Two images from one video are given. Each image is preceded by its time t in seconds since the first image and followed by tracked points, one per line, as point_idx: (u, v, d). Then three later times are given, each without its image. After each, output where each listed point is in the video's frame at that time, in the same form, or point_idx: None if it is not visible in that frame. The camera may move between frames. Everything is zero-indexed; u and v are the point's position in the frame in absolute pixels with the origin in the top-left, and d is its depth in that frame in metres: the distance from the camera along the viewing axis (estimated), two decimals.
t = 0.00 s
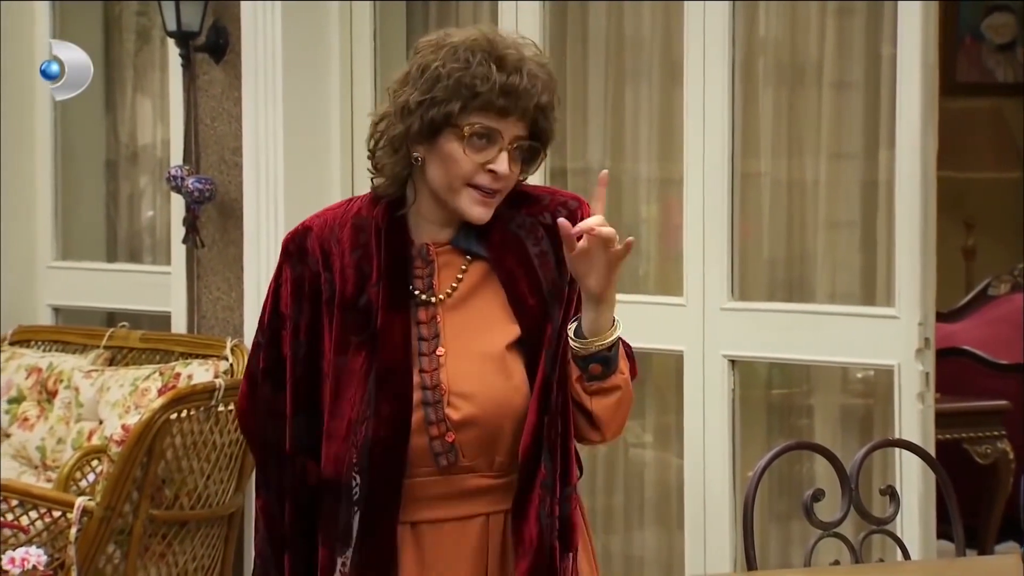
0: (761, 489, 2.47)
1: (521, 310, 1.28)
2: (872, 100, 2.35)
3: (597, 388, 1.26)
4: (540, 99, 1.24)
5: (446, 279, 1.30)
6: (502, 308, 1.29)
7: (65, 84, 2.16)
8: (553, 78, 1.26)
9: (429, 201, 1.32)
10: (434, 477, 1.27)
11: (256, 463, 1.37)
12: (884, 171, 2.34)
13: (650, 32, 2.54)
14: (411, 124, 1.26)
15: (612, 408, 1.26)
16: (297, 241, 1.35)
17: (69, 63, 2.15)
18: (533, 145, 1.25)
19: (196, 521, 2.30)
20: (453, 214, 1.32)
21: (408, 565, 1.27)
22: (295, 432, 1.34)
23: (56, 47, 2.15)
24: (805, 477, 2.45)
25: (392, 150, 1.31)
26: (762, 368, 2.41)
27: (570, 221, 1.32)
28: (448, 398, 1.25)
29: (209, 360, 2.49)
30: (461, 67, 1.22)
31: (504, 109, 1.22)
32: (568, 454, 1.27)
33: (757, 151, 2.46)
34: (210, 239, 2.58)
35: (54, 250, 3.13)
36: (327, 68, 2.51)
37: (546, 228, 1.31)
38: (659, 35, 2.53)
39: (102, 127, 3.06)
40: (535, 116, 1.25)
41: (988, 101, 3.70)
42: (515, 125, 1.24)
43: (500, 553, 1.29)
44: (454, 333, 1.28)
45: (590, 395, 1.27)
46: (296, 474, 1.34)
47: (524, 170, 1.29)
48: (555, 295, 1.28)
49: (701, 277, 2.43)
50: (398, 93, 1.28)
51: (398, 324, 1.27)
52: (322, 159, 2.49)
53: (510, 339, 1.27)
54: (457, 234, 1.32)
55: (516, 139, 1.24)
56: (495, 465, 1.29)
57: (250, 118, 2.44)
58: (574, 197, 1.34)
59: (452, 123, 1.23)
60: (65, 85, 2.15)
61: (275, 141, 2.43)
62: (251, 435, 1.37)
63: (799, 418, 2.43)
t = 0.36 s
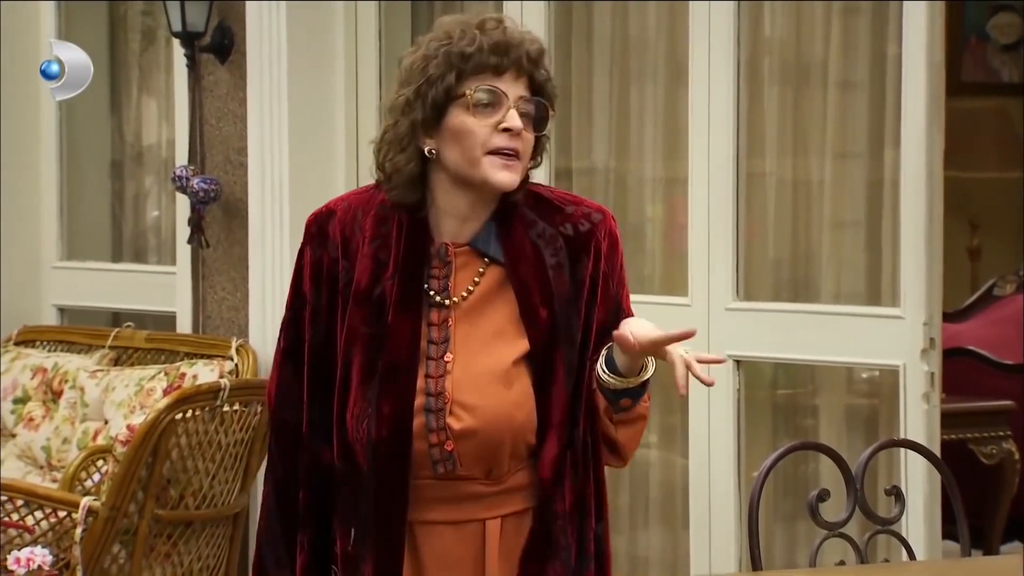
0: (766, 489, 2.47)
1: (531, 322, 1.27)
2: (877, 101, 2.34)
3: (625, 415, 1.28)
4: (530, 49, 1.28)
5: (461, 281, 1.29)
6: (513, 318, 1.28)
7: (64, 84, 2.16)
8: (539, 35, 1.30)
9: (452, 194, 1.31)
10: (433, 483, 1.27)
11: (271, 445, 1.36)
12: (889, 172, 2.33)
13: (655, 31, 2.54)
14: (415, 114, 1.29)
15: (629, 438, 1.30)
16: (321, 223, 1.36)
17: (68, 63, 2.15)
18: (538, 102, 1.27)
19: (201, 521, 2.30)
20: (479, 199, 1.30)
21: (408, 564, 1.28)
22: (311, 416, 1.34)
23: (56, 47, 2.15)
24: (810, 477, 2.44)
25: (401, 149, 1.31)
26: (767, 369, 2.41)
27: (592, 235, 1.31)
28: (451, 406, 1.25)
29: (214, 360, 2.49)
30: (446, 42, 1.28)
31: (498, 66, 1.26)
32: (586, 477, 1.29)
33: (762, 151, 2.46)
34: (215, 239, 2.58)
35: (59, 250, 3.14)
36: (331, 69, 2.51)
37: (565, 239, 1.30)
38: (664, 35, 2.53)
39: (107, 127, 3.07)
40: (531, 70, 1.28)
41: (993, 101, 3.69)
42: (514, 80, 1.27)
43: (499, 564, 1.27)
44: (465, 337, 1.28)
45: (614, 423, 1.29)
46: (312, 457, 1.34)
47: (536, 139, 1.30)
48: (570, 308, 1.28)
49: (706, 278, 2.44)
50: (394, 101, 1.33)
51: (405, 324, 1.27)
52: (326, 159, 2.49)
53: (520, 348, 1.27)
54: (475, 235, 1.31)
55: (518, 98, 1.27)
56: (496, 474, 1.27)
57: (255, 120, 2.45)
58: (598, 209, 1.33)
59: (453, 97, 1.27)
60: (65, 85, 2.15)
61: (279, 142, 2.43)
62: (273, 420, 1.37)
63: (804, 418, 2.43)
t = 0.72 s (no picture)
0: (764, 489, 2.47)
1: (539, 319, 1.21)
2: (876, 101, 2.34)
3: (609, 423, 1.22)
4: (559, 46, 1.21)
5: (474, 276, 1.23)
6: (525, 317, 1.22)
7: (67, 83, 2.16)
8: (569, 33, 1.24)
9: (466, 185, 1.24)
10: (437, 479, 1.21)
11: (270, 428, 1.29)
12: (887, 172, 2.33)
13: (654, 32, 2.54)
14: (436, 101, 1.22)
15: (620, 445, 1.24)
16: (332, 203, 1.29)
17: (69, 63, 2.15)
18: (561, 99, 1.21)
19: (200, 521, 2.29)
20: (494, 193, 1.24)
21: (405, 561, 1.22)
22: (314, 401, 1.27)
23: (56, 47, 2.15)
24: (809, 477, 2.44)
25: (421, 135, 1.25)
26: (766, 369, 2.41)
27: (603, 228, 1.25)
28: (460, 407, 1.20)
29: (212, 360, 2.49)
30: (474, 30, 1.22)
31: (524, 60, 1.20)
32: (580, 477, 1.22)
33: (761, 150, 2.46)
34: (213, 239, 2.58)
35: (58, 250, 3.13)
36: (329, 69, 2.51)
37: (577, 232, 1.25)
38: (662, 35, 2.52)
39: (106, 127, 3.06)
40: (558, 68, 1.21)
41: (992, 101, 3.69)
42: (540, 76, 1.21)
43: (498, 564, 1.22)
44: (476, 334, 1.22)
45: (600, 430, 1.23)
46: (314, 444, 1.28)
47: (557, 136, 1.24)
48: (576, 305, 1.23)
49: (704, 277, 2.44)
50: (417, 82, 1.25)
51: (418, 317, 1.21)
52: (325, 159, 2.49)
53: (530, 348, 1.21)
54: (489, 228, 1.24)
55: (541, 94, 1.20)
56: (501, 474, 1.22)
57: (253, 120, 2.45)
58: (610, 200, 1.27)
59: (476, 88, 1.20)
60: (65, 85, 2.15)
61: (276, 142, 2.43)
62: (266, 403, 1.30)
63: (803, 418, 2.43)
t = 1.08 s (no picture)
0: (762, 489, 2.47)
1: (534, 347, 1.20)
2: (874, 101, 2.35)
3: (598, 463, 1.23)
4: (579, 76, 1.19)
5: (474, 299, 1.23)
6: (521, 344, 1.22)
7: (67, 83, 2.16)
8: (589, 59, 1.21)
9: (475, 209, 1.22)
10: (424, 496, 1.22)
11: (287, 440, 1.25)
12: (886, 171, 2.33)
13: (652, 32, 2.54)
14: (452, 124, 1.19)
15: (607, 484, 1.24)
16: (338, 208, 1.26)
17: (69, 63, 2.15)
18: (578, 128, 1.19)
19: (198, 521, 2.29)
20: (502, 218, 1.22)
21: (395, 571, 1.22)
22: (314, 410, 1.24)
23: (56, 47, 2.15)
24: (806, 478, 2.44)
25: (434, 156, 1.22)
26: (765, 369, 2.41)
27: (609, 265, 1.24)
28: (451, 429, 1.19)
29: (211, 360, 2.49)
30: (494, 54, 1.18)
31: (544, 89, 1.17)
32: (566, 502, 1.23)
33: (759, 150, 2.46)
34: (211, 239, 2.58)
35: (56, 250, 3.13)
36: (327, 69, 2.51)
37: (582, 267, 1.24)
38: (660, 35, 2.53)
39: (104, 127, 3.06)
40: (577, 97, 1.19)
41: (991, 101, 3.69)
42: (558, 105, 1.18)
43: None
44: (473, 357, 1.21)
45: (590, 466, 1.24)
46: (312, 454, 1.24)
47: (570, 164, 1.22)
48: (577, 337, 1.21)
49: (702, 277, 2.44)
50: (432, 100, 1.22)
51: (418, 336, 1.20)
52: (323, 159, 2.49)
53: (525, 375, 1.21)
54: (493, 251, 1.24)
55: (558, 123, 1.18)
56: (489, 494, 1.22)
57: (252, 120, 2.45)
58: (619, 236, 1.26)
59: (493, 114, 1.17)
60: (65, 85, 2.15)
61: (275, 143, 2.43)
62: (287, 402, 1.25)
63: (801, 418, 2.43)
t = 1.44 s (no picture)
0: (759, 488, 2.47)
1: (525, 332, 1.20)
2: (871, 101, 2.35)
3: (592, 452, 1.23)
4: (584, 77, 1.18)
5: (467, 284, 1.23)
6: (513, 327, 1.22)
7: (66, 83, 2.16)
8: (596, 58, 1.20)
9: (467, 196, 1.23)
10: (423, 481, 1.22)
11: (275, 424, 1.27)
12: (882, 171, 2.33)
13: (649, 32, 2.54)
14: (453, 113, 1.18)
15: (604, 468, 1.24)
16: (330, 198, 1.26)
17: (69, 63, 2.15)
18: (576, 127, 1.20)
19: (195, 520, 2.30)
20: (493, 207, 1.23)
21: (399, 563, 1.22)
22: (309, 400, 1.24)
23: (56, 47, 2.15)
24: (803, 477, 2.44)
25: (432, 142, 1.22)
26: (761, 368, 2.41)
27: (602, 247, 1.23)
28: (445, 413, 1.19)
29: (207, 359, 2.49)
30: (501, 48, 1.17)
31: (549, 89, 1.16)
32: (567, 492, 1.21)
33: (757, 150, 2.46)
34: (208, 238, 2.58)
35: (52, 250, 3.13)
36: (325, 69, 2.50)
37: (573, 250, 1.23)
38: (658, 35, 2.53)
39: (101, 126, 3.06)
40: (580, 97, 1.19)
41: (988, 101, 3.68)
42: (560, 104, 1.18)
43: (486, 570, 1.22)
44: (467, 342, 1.21)
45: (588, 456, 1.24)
46: (309, 443, 1.24)
47: (566, 158, 1.22)
48: (570, 320, 1.20)
49: (700, 276, 2.43)
50: (434, 83, 1.21)
51: (410, 322, 1.20)
52: (320, 159, 2.49)
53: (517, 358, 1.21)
54: (484, 236, 1.25)
55: (560, 121, 1.18)
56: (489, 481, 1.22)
57: (249, 121, 2.45)
58: (612, 219, 1.25)
59: (495, 109, 1.16)
60: (65, 85, 2.15)
61: (274, 144, 2.44)
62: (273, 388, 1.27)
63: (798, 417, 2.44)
